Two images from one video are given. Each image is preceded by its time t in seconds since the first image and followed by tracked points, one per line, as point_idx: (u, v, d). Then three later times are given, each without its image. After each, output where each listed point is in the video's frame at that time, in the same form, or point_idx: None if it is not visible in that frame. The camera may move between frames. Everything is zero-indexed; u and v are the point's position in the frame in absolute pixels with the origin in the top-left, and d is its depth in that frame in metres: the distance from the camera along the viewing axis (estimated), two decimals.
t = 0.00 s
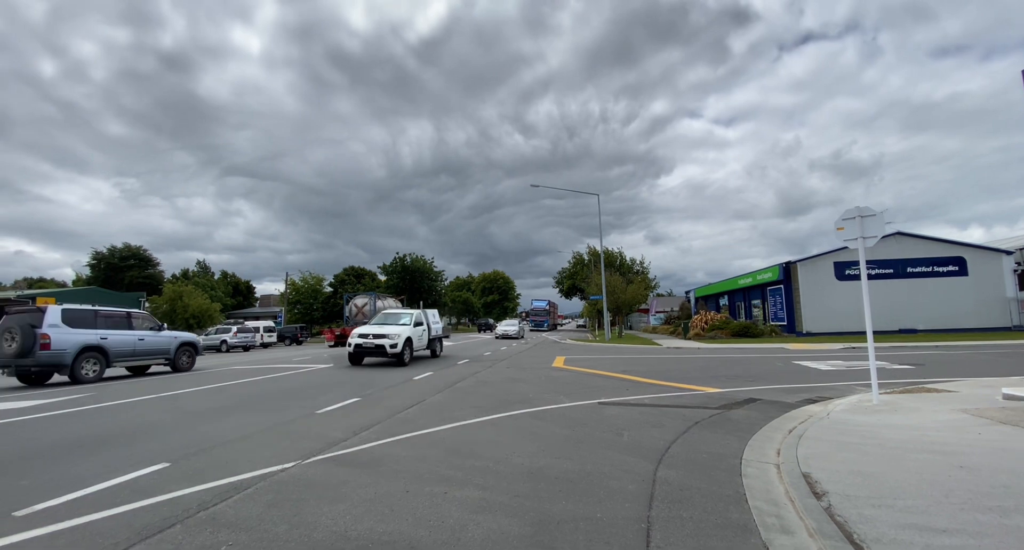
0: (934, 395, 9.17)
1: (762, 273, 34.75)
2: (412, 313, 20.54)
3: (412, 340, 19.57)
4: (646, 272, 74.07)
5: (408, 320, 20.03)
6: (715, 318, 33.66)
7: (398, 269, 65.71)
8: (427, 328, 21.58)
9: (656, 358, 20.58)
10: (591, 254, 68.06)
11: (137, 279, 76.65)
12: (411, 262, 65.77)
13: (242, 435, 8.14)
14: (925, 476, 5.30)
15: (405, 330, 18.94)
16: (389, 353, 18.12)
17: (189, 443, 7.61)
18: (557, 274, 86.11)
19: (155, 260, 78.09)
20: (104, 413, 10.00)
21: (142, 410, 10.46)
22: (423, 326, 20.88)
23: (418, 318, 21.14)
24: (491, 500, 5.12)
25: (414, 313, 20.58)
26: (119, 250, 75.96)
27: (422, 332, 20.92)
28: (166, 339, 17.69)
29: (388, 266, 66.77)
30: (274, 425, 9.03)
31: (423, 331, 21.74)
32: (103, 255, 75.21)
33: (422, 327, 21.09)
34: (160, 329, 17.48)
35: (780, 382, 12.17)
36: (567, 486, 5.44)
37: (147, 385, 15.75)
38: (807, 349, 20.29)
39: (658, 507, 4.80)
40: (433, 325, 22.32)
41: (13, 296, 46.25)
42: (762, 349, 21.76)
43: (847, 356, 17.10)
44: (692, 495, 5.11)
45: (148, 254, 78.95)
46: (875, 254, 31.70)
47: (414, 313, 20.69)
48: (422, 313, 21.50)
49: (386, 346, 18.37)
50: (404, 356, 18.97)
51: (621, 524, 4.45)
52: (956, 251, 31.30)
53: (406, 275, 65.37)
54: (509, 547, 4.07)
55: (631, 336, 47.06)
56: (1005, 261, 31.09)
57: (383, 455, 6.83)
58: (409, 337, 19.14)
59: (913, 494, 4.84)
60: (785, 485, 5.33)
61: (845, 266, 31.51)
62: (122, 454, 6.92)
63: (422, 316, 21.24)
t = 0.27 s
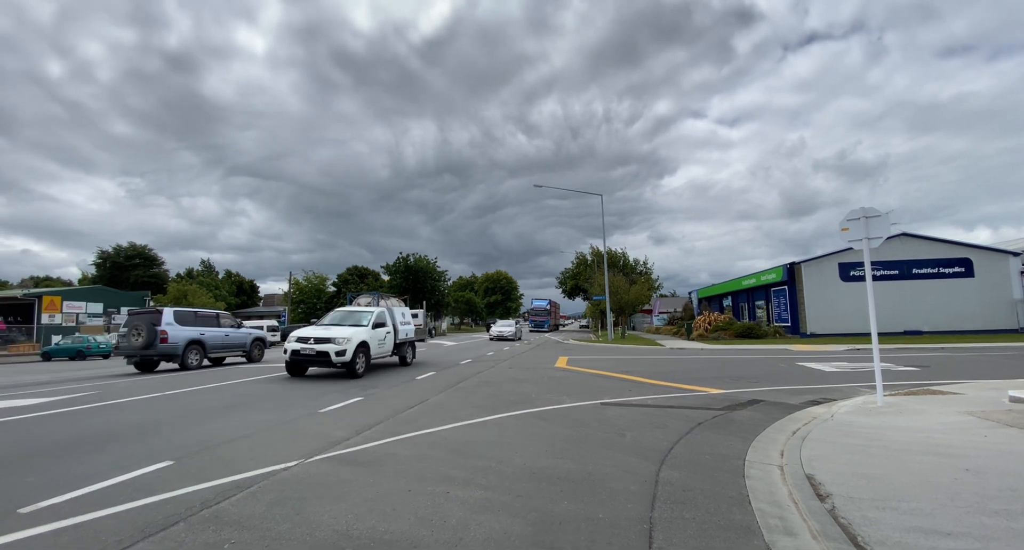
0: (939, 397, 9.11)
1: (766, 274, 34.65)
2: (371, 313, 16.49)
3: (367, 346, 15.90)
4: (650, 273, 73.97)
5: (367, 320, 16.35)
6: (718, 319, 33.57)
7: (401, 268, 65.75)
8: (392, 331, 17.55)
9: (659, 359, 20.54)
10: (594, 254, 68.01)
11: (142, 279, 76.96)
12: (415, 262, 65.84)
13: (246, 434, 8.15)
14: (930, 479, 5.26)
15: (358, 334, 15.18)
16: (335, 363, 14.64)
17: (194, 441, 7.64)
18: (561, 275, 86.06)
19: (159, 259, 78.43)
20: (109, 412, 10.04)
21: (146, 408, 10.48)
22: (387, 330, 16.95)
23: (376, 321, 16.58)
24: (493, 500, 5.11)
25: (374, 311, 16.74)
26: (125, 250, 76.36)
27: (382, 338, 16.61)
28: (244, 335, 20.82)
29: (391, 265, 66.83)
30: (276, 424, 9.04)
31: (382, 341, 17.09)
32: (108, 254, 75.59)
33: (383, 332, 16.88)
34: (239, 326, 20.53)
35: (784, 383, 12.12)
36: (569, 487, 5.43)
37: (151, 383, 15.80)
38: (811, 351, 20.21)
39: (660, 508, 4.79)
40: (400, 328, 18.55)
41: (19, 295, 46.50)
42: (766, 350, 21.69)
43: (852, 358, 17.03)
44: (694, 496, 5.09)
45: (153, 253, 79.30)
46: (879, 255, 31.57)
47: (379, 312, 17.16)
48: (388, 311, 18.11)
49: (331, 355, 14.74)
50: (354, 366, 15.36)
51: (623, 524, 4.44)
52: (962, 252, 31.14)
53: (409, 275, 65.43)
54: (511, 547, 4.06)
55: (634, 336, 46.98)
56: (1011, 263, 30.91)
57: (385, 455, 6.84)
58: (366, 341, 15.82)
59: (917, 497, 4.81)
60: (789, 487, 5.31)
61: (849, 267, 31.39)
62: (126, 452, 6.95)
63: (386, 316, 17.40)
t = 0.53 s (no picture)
0: (944, 398, 9.07)
1: (770, 274, 34.58)
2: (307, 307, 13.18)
3: (287, 355, 11.84)
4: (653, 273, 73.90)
5: (294, 322, 12.54)
6: (722, 320, 33.50)
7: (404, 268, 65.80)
8: (337, 333, 14.06)
9: (662, 359, 20.51)
10: (597, 254, 67.97)
11: (146, 278, 77.22)
12: (418, 261, 65.90)
13: (249, 433, 8.17)
14: (934, 480, 5.25)
15: (270, 341, 11.11)
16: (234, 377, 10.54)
17: (197, 439, 7.66)
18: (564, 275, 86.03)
19: (164, 258, 78.71)
20: (113, 410, 10.08)
21: (151, 407, 10.53)
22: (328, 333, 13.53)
23: (316, 318, 13.34)
24: (496, 500, 5.12)
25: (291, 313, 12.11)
26: (129, 249, 76.68)
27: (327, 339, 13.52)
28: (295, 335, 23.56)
29: (394, 265, 66.90)
30: (280, 423, 9.05)
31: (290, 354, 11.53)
32: (113, 253, 75.92)
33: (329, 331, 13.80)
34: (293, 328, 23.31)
35: (787, 384, 12.09)
36: (572, 487, 5.42)
37: (157, 382, 15.89)
38: (815, 351, 20.16)
39: (663, 509, 4.78)
40: (348, 331, 14.59)
41: (25, 293, 46.74)
42: (769, 351, 21.65)
43: (856, 359, 16.99)
44: (697, 497, 5.09)
45: (158, 252, 79.58)
46: (884, 255, 31.46)
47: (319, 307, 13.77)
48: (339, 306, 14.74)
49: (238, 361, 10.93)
50: (268, 385, 11.23)
51: (625, 525, 4.44)
52: (967, 253, 31.00)
53: (412, 275, 65.49)
54: (514, 547, 4.06)
55: (637, 337, 46.92)
56: (1017, 264, 30.77)
57: (388, 454, 6.85)
58: (287, 348, 11.95)
59: (921, 499, 4.79)
60: (792, 488, 5.30)
61: (854, 268, 31.30)
62: (130, 450, 6.98)
63: (327, 313, 13.85)
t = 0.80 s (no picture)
0: (948, 399, 9.05)
1: (773, 274, 34.51)
2: (174, 304, 8.91)
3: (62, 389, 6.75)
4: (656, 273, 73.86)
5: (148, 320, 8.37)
6: (725, 320, 33.45)
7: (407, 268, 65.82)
8: (226, 340, 9.65)
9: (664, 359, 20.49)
10: (600, 254, 67.94)
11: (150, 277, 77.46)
12: (420, 261, 65.95)
13: (252, 432, 8.18)
14: (937, 481, 5.23)
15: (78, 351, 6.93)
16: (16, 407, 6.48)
17: (200, 438, 7.67)
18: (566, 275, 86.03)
19: (167, 257, 78.95)
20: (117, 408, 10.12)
21: (154, 406, 10.56)
22: (200, 340, 9.06)
23: (207, 313, 9.54)
24: (498, 499, 5.12)
25: (157, 316, 8.45)
26: (133, 248, 76.95)
27: (226, 342, 9.86)
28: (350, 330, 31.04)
29: (397, 265, 66.95)
30: (283, 422, 9.07)
31: (173, 366, 8.48)
32: (117, 252, 76.21)
33: (226, 334, 9.83)
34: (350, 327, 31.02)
35: (791, 384, 12.08)
36: (574, 487, 5.42)
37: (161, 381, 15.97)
38: (818, 351, 20.12)
39: (665, 509, 4.78)
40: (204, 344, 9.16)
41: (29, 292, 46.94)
42: (772, 351, 21.62)
43: (859, 359, 16.95)
44: (700, 497, 5.09)
45: (162, 252, 79.82)
46: (888, 255, 31.37)
47: (194, 301, 9.41)
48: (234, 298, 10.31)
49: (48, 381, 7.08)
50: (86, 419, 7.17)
51: (628, 524, 4.44)
52: (971, 253, 30.91)
53: (415, 274, 65.53)
54: (517, 547, 4.06)
55: (640, 336, 46.90)
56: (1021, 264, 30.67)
57: (391, 453, 6.86)
58: (118, 365, 7.56)
59: (925, 499, 4.78)
60: (796, 488, 5.28)
61: (857, 268, 31.21)
62: (134, 448, 7.00)
63: (210, 310, 9.56)
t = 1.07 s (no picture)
0: (953, 398, 9.01)
1: (776, 273, 34.41)
2: None
3: None
4: (659, 272, 73.79)
5: None
6: (728, 319, 33.40)
7: (410, 267, 65.79)
8: None
9: (667, 359, 20.47)
10: (603, 253, 67.89)
11: (154, 275, 77.68)
12: (423, 260, 65.98)
13: (255, 430, 8.19)
14: (942, 481, 5.21)
15: None
16: None
17: (204, 436, 7.68)
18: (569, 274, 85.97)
19: (171, 256, 79.21)
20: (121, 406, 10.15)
21: (159, 403, 10.61)
22: None
23: None
24: (500, 498, 5.12)
25: None
26: (137, 246, 77.27)
27: None
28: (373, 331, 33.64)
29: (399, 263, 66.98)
30: (286, 420, 9.09)
31: None
32: (121, 251, 76.53)
33: None
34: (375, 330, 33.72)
35: (794, 383, 12.05)
36: (577, 485, 5.42)
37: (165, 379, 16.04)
38: (822, 351, 20.07)
39: (668, 508, 4.77)
40: None
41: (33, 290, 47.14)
42: (776, 350, 21.57)
43: (863, 358, 16.88)
44: (703, 496, 5.07)
45: (166, 250, 80.10)
46: (892, 254, 31.26)
47: None
48: None
49: None
50: None
51: (630, 523, 4.43)
52: (976, 252, 30.78)
53: (418, 273, 65.56)
54: (519, 545, 4.05)
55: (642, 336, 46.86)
56: None
57: (394, 451, 6.87)
58: None
59: (930, 499, 4.76)
60: (799, 488, 5.27)
61: (862, 267, 31.09)
62: (138, 446, 7.02)
63: None
